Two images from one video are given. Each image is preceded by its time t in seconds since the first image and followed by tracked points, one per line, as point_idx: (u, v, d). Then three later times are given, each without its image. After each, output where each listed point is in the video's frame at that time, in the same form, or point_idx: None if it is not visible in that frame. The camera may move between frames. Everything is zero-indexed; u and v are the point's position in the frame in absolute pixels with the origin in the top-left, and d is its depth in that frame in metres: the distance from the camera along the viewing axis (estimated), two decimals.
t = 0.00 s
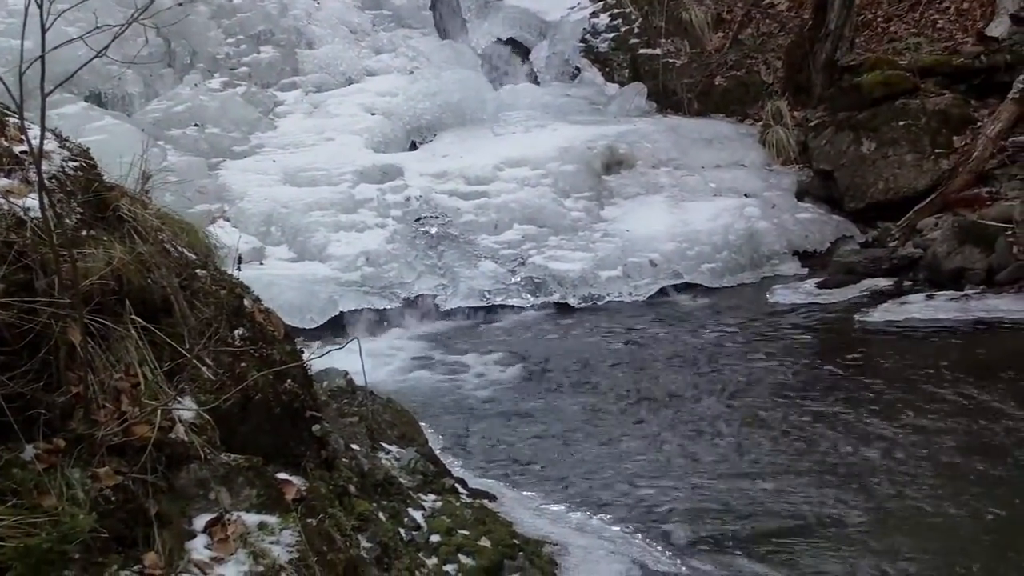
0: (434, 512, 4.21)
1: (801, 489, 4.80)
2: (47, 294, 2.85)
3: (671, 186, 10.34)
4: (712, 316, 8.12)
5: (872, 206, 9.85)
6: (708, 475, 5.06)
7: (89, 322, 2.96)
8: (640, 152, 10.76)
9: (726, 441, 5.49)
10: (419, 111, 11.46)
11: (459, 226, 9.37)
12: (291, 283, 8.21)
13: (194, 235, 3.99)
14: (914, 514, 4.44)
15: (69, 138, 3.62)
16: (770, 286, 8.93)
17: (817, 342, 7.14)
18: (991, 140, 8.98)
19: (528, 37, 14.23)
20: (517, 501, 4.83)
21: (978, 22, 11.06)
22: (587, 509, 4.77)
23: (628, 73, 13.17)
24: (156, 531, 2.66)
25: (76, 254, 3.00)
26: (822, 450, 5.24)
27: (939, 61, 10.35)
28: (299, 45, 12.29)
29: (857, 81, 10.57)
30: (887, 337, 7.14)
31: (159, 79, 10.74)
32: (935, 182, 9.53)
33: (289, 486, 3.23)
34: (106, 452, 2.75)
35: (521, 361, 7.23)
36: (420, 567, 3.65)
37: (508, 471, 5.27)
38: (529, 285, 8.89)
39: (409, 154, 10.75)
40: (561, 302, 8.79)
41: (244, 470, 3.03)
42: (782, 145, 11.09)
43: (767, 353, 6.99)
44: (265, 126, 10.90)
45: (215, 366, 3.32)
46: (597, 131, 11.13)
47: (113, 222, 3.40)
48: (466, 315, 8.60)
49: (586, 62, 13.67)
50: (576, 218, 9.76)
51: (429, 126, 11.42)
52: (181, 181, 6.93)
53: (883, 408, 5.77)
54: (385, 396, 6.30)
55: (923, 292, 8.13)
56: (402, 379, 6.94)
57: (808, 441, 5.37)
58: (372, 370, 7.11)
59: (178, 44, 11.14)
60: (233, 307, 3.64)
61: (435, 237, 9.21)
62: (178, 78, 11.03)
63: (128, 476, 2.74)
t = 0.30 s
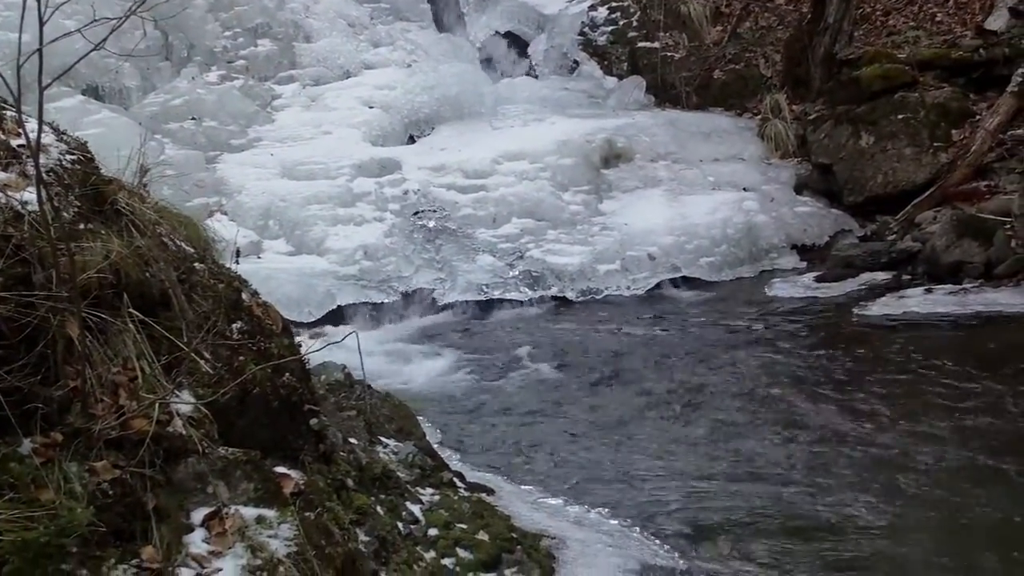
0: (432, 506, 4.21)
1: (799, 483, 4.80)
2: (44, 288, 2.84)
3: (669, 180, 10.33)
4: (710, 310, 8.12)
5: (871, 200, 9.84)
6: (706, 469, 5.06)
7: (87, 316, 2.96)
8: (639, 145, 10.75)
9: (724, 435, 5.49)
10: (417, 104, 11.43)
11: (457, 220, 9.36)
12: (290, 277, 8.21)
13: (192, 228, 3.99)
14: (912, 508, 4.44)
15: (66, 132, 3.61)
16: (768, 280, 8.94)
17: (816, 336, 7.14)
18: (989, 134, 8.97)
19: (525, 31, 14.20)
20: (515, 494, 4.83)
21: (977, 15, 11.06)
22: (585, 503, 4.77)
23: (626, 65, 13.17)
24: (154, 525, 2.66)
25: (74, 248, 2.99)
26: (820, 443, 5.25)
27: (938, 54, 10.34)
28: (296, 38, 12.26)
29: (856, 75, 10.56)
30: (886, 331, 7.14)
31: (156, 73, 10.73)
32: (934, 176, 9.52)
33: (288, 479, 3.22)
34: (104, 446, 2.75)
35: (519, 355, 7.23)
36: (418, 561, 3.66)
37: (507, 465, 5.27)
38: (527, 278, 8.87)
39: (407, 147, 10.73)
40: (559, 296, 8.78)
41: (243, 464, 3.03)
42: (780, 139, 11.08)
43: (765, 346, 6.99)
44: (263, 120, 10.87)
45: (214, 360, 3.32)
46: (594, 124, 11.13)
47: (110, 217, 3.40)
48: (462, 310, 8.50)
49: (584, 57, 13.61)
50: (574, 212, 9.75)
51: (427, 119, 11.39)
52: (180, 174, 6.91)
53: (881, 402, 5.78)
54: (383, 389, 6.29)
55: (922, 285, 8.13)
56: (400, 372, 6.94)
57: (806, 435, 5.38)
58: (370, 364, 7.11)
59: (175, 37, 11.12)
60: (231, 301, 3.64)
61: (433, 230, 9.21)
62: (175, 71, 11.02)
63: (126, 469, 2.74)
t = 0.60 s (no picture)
0: (432, 500, 4.22)
1: (799, 477, 4.81)
2: (44, 281, 2.84)
3: (668, 173, 10.33)
4: (709, 303, 8.12)
5: (870, 193, 9.84)
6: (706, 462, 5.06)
7: (87, 309, 2.96)
8: (637, 139, 10.75)
9: (724, 428, 5.49)
10: (415, 98, 11.41)
11: (455, 213, 9.35)
12: (289, 271, 8.21)
13: (192, 221, 3.99)
14: (911, 501, 4.45)
15: (66, 125, 3.60)
16: (767, 273, 8.93)
17: (815, 329, 7.13)
18: (989, 128, 8.97)
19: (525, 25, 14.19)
20: (515, 488, 4.84)
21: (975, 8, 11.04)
22: (584, 496, 4.77)
23: (625, 59, 13.28)
24: (154, 518, 2.66)
25: (74, 241, 2.99)
26: (819, 437, 5.26)
27: (936, 47, 10.33)
28: (295, 32, 12.24)
29: (854, 68, 10.56)
30: (885, 324, 7.15)
31: (155, 66, 10.75)
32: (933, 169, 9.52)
33: (288, 472, 3.23)
34: (104, 439, 2.75)
35: (518, 349, 7.22)
36: (418, 555, 3.66)
37: (506, 459, 5.27)
38: (526, 272, 8.87)
39: (406, 141, 10.71)
40: (558, 289, 8.77)
41: (243, 457, 3.03)
42: (779, 132, 11.08)
43: (763, 340, 6.99)
44: (262, 113, 10.83)
45: (214, 353, 3.32)
46: (593, 117, 11.12)
47: (110, 209, 3.39)
48: (462, 302, 8.55)
49: (582, 50, 13.75)
50: (573, 206, 9.74)
51: (425, 113, 11.37)
52: (179, 167, 6.89)
53: (880, 395, 5.78)
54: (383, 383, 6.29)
55: (921, 279, 8.13)
56: (400, 366, 6.94)
57: (805, 428, 5.38)
58: (369, 357, 7.11)
59: (174, 31, 11.14)
60: (231, 294, 3.64)
61: (432, 224, 9.20)
62: (174, 65, 11.02)
63: (127, 462, 2.74)
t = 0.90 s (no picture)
0: (432, 493, 4.23)
1: (799, 470, 4.81)
2: (44, 275, 2.84)
3: (668, 166, 10.31)
4: (709, 297, 8.11)
5: (870, 186, 9.82)
6: (705, 456, 5.06)
7: (86, 302, 2.95)
8: (637, 133, 10.75)
9: (723, 422, 5.49)
10: (415, 91, 11.38)
11: (454, 207, 9.34)
12: (287, 265, 8.20)
13: (191, 215, 3.98)
14: (911, 494, 4.45)
15: (65, 118, 3.59)
16: (766, 267, 8.92)
17: (815, 323, 7.13)
18: (989, 121, 9.05)
19: (523, 18, 14.18)
20: (515, 481, 4.84)
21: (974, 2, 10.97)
22: (584, 490, 4.77)
23: (624, 53, 13.34)
24: (155, 511, 2.65)
25: (73, 235, 2.98)
26: (819, 430, 5.26)
27: (936, 40, 10.28)
28: (294, 25, 12.35)
29: (852, 62, 10.55)
30: (885, 317, 7.14)
31: (154, 60, 10.77)
32: (932, 162, 9.54)
33: (288, 465, 3.23)
34: (104, 433, 2.75)
35: (518, 343, 7.22)
36: (419, 548, 3.66)
37: (506, 453, 5.27)
38: (525, 266, 8.83)
39: (405, 134, 10.69)
40: (558, 283, 8.72)
41: (243, 450, 3.03)
42: (778, 126, 11.00)
43: (763, 333, 7.00)
44: (261, 107, 10.85)
45: (214, 347, 3.31)
46: (592, 111, 11.12)
47: (110, 203, 3.38)
48: (462, 296, 8.49)
49: (581, 44, 13.81)
50: (572, 199, 9.71)
51: (425, 106, 11.32)
52: (178, 161, 6.88)
53: (880, 389, 5.78)
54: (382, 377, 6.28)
55: (921, 272, 8.12)
56: (399, 360, 6.93)
57: (805, 422, 5.39)
58: (369, 351, 7.11)
59: (172, 25, 11.14)
60: (230, 288, 3.64)
61: (431, 218, 9.18)
62: (173, 59, 11.03)
63: (127, 456, 2.74)
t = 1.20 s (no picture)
0: (432, 484, 4.23)
1: (798, 461, 4.81)
2: (43, 266, 2.83)
3: (667, 158, 10.30)
4: (709, 289, 8.10)
5: (870, 177, 9.79)
6: (705, 448, 5.06)
7: (86, 294, 2.95)
8: (637, 123, 10.74)
9: (723, 413, 5.49)
10: (415, 82, 11.34)
11: (454, 198, 9.32)
12: (287, 256, 8.20)
13: (191, 206, 3.98)
14: (911, 486, 4.46)
15: (65, 109, 3.58)
16: (766, 258, 8.91)
17: (815, 314, 7.13)
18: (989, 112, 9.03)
19: (523, 9, 14.16)
20: (515, 473, 4.85)
21: None
22: (584, 481, 4.78)
23: (624, 43, 13.39)
24: (155, 503, 2.65)
25: (73, 226, 2.98)
26: (819, 421, 5.26)
27: (936, 32, 10.31)
28: (293, 15, 12.40)
29: (852, 53, 10.53)
30: (885, 309, 7.14)
31: (153, 51, 10.77)
32: (933, 153, 9.52)
33: (288, 457, 3.23)
34: (104, 424, 2.75)
35: (517, 334, 7.21)
36: (419, 540, 3.67)
37: (506, 444, 5.26)
38: (525, 257, 8.82)
39: (406, 125, 10.67)
40: (558, 274, 8.70)
41: (243, 441, 3.03)
42: (778, 116, 10.98)
43: (762, 324, 6.99)
44: (260, 98, 10.83)
45: (214, 338, 3.31)
46: (592, 102, 11.11)
47: (110, 194, 3.38)
48: (461, 287, 8.48)
49: (580, 35, 13.88)
50: (572, 190, 9.69)
51: (425, 97, 11.27)
52: (177, 151, 6.86)
53: (880, 380, 5.79)
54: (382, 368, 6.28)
55: (921, 264, 8.11)
56: (399, 351, 6.94)
57: (805, 413, 5.39)
58: (369, 342, 7.12)
59: (171, 16, 11.12)
60: (231, 279, 3.63)
61: (431, 209, 9.16)
62: (172, 50, 11.02)
63: (127, 447, 2.74)
